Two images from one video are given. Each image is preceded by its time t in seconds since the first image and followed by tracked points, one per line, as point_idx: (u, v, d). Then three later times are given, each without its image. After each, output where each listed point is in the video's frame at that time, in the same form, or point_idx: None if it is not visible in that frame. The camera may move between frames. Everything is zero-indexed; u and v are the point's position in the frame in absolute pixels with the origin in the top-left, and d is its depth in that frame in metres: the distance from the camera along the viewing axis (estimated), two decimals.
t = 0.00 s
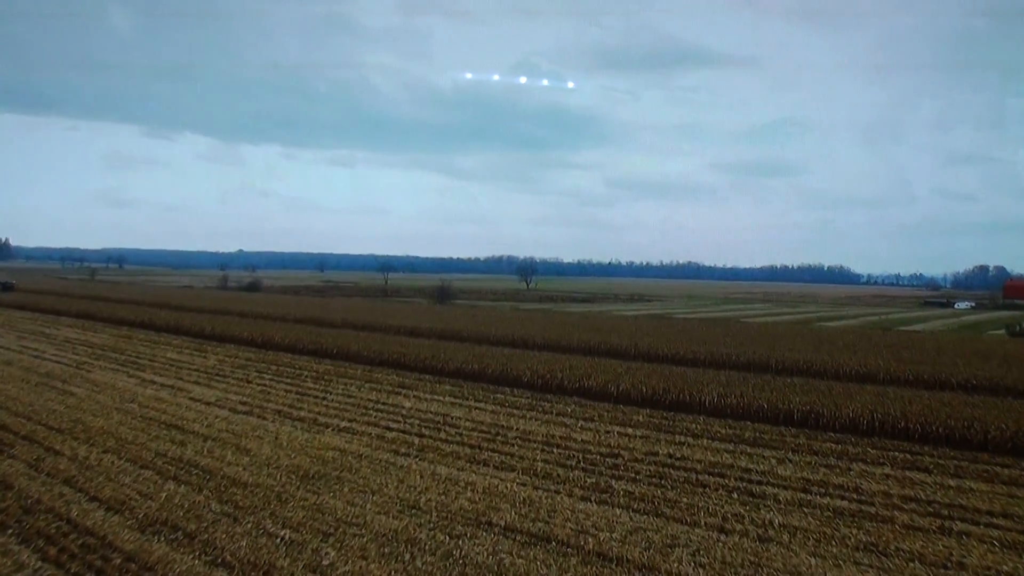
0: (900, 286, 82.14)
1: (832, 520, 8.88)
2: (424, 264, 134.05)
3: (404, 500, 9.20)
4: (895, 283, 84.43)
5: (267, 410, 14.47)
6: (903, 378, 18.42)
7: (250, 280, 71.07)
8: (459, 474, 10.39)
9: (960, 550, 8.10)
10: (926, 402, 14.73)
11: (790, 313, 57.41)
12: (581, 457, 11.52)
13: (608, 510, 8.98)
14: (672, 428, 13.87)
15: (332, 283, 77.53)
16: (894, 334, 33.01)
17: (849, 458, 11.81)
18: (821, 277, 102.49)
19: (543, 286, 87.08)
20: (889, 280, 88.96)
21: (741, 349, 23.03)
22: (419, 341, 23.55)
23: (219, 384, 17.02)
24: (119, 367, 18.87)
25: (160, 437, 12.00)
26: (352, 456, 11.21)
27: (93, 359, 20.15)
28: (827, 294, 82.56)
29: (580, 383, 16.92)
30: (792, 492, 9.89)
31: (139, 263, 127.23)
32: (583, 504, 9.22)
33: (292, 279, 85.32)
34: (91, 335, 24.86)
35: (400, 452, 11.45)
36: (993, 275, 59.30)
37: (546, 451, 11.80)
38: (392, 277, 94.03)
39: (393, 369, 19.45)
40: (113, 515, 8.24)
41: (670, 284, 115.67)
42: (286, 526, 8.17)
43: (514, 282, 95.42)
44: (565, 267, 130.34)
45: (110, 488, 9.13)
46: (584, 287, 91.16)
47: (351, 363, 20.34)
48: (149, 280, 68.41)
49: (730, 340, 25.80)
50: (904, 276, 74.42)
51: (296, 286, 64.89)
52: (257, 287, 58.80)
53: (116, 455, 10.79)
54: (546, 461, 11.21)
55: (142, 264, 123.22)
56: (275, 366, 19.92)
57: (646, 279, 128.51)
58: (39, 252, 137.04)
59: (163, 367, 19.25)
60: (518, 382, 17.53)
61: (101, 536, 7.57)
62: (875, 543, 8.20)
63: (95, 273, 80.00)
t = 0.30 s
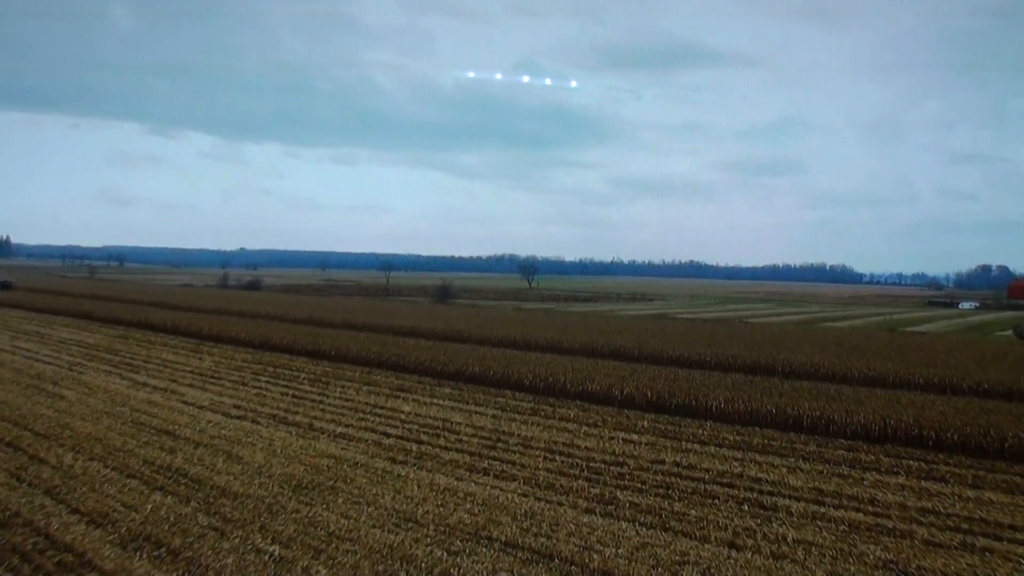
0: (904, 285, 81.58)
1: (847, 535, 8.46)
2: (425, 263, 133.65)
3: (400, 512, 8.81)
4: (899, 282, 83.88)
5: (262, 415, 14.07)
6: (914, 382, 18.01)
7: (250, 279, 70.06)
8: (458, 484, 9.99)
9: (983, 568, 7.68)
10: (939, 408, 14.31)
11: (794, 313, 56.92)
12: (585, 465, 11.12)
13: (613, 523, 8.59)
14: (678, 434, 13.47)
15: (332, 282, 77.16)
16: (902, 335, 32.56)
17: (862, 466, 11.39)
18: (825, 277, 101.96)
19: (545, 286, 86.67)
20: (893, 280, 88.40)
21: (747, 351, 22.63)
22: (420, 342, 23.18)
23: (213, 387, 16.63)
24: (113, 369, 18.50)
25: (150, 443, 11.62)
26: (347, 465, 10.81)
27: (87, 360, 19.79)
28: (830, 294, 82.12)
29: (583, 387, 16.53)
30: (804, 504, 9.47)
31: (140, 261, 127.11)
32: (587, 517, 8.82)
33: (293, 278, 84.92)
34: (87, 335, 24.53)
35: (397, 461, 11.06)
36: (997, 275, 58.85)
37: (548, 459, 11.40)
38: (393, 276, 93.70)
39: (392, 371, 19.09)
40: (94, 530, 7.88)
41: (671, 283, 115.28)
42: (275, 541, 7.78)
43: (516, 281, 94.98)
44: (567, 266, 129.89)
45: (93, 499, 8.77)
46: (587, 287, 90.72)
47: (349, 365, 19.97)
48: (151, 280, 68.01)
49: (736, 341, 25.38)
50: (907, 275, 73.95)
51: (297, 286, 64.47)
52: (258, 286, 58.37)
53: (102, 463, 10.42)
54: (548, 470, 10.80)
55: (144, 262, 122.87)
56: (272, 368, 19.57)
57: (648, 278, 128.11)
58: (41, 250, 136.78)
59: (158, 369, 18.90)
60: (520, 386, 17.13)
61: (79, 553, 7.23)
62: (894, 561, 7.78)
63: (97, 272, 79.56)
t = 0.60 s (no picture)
0: (905, 284, 81.22)
1: (861, 552, 8.06)
2: (424, 262, 133.21)
3: (393, 526, 8.41)
4: (900, 282, 83.52)
5: (252, 420, 13.67)
6: (922, 386, 17.62)
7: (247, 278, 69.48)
8: (454, 496, 9.60)
9: None
10: (951, 413, 13.91)
11: (795, 313, 56.58)
12: (585, 475, 10.71)
13: (616, 539, 8.19)
14: (681, 441, 13.06)
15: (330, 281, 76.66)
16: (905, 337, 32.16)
17: (872, 476, 11.00)
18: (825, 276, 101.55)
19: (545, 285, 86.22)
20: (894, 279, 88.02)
21: (750, 353, 22.23)
22: (417, 343, 22.77)
23: (204, 391, 16.21)
24: (102, 372, 18.06)
25: (135, 451, 11.20)
26: (339, 475, 10.42)
27: (76, 362, 19.36)
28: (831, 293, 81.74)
29: (583, 391, 16.11)
30: (815, 517, 9.07)
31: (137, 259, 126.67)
32: (589, 532, 8.43)
33: (291, 277, 84.45)
34: (78, 336, 24.08)
35: (391, 470, 10.67)
36: (999, 274, 58.52)
37: (547, 468, 11.01)
38: (391, 275, 93.27)
39: (388, 374, 18.68)
40: (69, 547, 7.47)
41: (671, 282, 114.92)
42: (260, 559, 7.39)
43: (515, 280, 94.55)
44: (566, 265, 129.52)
45: (70, 513, 8.37)
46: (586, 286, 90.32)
47: (345, 367, 19.57)
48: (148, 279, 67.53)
49: (739, 343, 24.97)
50: (908, 275, 73.61)
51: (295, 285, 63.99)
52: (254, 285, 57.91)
53: (84, 472, 10.02)
54: (548, 480, 10.40)
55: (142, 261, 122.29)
56: (265, 370, 19.16)
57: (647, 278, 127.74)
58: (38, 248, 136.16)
59: (148, 371, 18.49)
60: (519, 390, 16.72)
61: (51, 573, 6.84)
62: None
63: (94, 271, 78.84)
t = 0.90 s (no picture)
0: (904, 281, 80.97)
1: (876, 569, 7.67)
2: (421, 259, 132.71)
3: (384, 541, 8.00)
4: (899, 279, 83.20)
5: (241, 425, 13.24)
6: (928, 389, 17.25)
7: (242, 276, 68.85)
8: (448, 507, 9.19)
9: None
10: (961, 418, 13.53)
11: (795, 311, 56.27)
12: (585, 485, 10.30)
13: (618, 556, 7.78)
14: (684, 448, 12.67)
15: (326, 278, 76.19)
16: (906, 336, 31.83)
17: (884, 486, 10.60)
18: (823, 274, 101.27)
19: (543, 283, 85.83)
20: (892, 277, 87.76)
21: (752, 354, 21.84)
22: (412, 344, 22.34)
23: (192, 394, 15.75)
24: (89, 374, 17.60)
25: (117, 459, 10.77)
26: (328, 485, 10.00)
27: (62, 363, 18.89)
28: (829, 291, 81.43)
29: (583, 394, 15.71)
30: (826, 531, 8.68)
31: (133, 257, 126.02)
32: (590, 547, 8.02)
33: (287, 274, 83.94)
34: (67, 337, 23.61)
35: (383, 480, 10.25)
36: (998, 272, 58.24)
37: (546, 477, 10.60)
38: (388, 272, 92.79)
39: (383, 375, 18.26)
40: (40, 567, 7.05)
41: (669, 280, 114.58)
42: None
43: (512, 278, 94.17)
44: (564, 263, 129.13)
45: (44, 529, 7.94)
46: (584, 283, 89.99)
47: (339, 369, 19.14)
48: (143, 276, 66.99)
49: (740, 343, 24.59)
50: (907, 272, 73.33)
51: (291, 283, 63.50)
52: (249, 283, 57.36)
53: (61, 483, 9.59)
54: (546, 490, 10.00)
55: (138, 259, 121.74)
56: (257, 372, 18.73)
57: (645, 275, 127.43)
58: (34, 246, 135.59)
59: (137, 373, 18.04)
60: (516, 393, 16.31)
61: None
62: None
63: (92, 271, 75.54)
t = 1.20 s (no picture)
0: (905, 280, 80.56)
1: None
2: (421, 258, 132.28)
3: (377, 559, 7.60)
4: (901, 278, 82.78)
5: (232, 431, 12.83)
6: (938, 393, 16.86)
7: (241, 275, 68.42)
8: (444, 522, 8.77)
9: None
10: (975, 425, 13.12)
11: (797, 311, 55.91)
12: (588, 497, 9.90)
13: None
14: (690, 456, 12.25)
15: (325, 278, 75.78)
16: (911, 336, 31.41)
17: (899, 497, 10.20)
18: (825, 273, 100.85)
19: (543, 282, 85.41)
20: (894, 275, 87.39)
21: (757, 356, 21.43)
22: (410, 345, 21.94)
23: (183, 398, 15.34)
24: (79, 377, 17.19)
25: (101, 469, 10.35)
26: (321, 497, 9.59)
27: (52, 366, 18.47)
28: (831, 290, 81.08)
29: (585, 398, 15.30)
30: (841, 548, 8.27)
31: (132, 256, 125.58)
32: (593, 566, 7.62)
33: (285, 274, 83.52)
34: (59, 338, 23.19)
35: (377, 492, 9.85)
36: (1001, 271, 57.89)
37: (547, 488, 10.19)
38: (387, 272, 92.40)
39: (380, 378, 17.86)
40: None
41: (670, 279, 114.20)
42: None
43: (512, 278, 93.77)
44: (564, 262, 128.78)
45: (18, 548, 7.54)
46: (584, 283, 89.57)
47: (335, 371, 18.75)
48: (142, 276, 66.56)
49: (744, 345, 24.18)
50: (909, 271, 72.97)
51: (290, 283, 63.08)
52: (248, 283, 56.94)
53: (41, 495, 9.17)
54: (548, 503, 9.59)
55: (137, 258, 121.22)
56: (251, 375, 18.33)
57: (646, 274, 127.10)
58: (32, 245, 135.05)
59: (128, 376, 17.63)
60: (516, 397, 15.90)
61: None
62: None
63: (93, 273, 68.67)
